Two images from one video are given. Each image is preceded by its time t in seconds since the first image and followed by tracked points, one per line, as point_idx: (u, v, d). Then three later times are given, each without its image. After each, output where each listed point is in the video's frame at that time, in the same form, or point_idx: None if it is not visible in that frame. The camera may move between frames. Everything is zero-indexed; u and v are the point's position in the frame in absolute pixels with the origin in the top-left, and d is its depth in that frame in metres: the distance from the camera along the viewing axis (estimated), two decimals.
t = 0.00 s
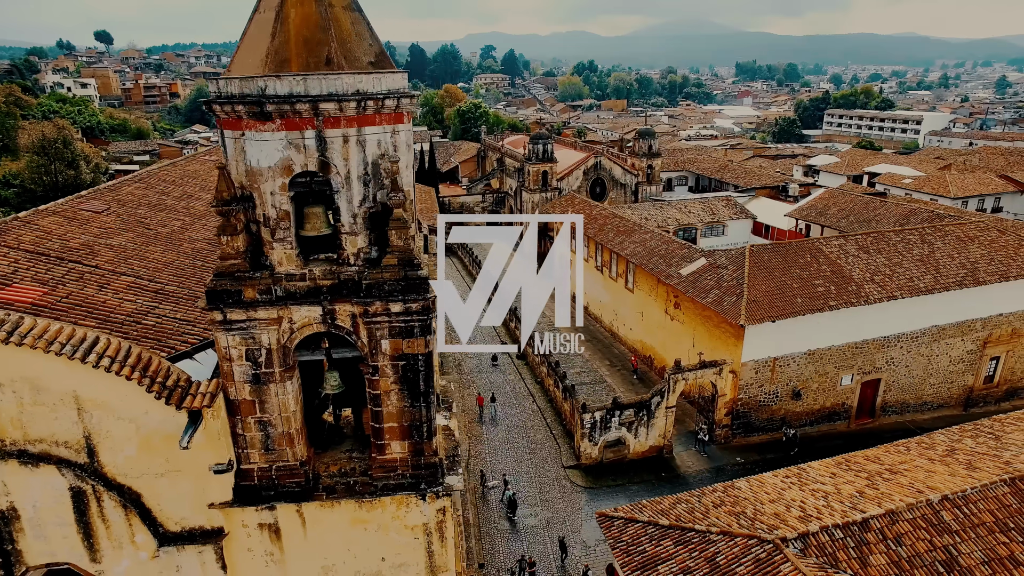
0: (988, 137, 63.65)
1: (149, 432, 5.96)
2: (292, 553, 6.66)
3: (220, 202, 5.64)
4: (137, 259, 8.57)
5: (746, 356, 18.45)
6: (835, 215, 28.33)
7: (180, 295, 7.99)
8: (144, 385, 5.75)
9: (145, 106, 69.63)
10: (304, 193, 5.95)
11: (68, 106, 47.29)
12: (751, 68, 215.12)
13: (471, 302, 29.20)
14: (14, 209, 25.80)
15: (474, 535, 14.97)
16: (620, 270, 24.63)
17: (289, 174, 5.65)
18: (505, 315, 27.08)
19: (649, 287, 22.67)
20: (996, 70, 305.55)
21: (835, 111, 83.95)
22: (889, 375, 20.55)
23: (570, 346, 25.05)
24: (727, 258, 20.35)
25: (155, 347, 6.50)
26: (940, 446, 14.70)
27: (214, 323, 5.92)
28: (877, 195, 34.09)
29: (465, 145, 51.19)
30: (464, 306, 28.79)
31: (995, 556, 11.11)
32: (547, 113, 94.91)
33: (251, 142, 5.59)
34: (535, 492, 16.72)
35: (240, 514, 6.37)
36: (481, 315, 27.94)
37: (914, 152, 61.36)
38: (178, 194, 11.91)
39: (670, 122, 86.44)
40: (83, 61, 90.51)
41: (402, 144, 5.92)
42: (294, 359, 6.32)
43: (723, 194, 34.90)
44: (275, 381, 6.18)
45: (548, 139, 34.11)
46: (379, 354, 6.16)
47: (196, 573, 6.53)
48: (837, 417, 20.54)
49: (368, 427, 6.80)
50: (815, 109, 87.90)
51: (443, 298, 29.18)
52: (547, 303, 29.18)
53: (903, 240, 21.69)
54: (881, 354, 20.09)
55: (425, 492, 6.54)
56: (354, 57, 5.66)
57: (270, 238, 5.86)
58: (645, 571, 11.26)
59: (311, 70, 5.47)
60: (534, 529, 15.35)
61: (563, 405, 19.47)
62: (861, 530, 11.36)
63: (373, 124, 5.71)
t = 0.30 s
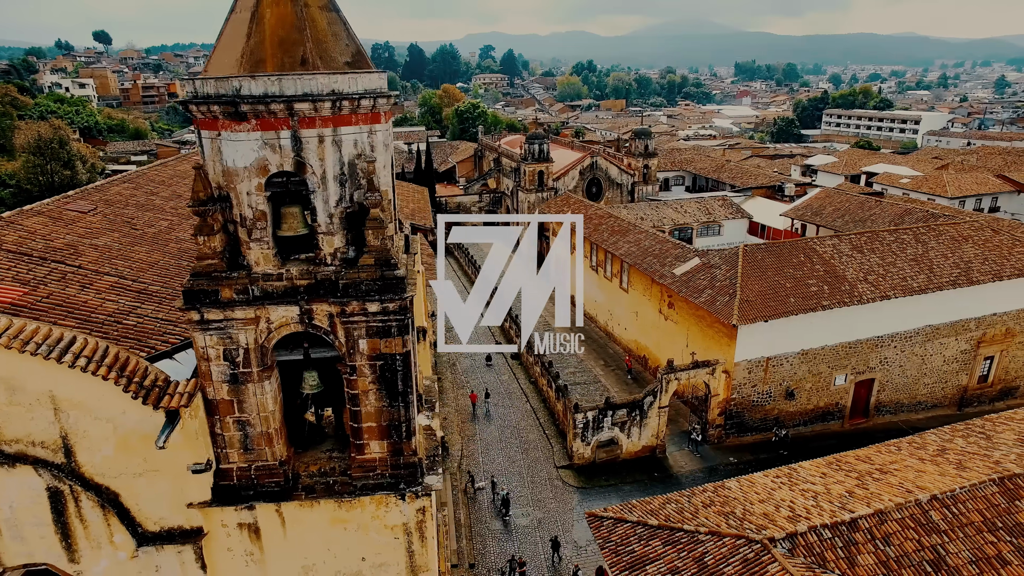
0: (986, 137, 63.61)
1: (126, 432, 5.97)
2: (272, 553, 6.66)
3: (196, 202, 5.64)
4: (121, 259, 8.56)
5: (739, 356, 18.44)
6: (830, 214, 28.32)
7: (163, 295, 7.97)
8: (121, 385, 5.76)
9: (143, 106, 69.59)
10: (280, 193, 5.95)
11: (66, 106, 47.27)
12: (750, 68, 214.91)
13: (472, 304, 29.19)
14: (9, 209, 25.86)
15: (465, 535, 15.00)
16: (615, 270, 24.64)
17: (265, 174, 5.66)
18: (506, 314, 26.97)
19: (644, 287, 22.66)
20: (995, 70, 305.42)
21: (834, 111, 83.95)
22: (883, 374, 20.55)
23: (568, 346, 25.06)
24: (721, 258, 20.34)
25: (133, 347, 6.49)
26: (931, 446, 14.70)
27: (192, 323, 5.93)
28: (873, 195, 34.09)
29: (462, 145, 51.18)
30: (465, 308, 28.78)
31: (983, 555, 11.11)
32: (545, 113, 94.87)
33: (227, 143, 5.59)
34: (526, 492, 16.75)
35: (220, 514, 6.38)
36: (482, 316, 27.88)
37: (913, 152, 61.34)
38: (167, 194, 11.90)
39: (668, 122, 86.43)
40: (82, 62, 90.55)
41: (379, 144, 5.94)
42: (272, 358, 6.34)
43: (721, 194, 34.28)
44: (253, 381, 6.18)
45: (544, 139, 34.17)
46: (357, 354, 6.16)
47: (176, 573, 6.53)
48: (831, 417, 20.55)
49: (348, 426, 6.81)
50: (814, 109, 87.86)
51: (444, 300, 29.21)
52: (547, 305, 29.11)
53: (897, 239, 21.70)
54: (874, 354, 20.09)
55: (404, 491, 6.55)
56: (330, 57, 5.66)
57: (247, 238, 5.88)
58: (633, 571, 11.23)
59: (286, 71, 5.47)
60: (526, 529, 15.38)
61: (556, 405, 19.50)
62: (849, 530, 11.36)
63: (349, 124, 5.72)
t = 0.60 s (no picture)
0: (985, 137, 63.58)
1: (103, 432, 5.97)
2: (251, 553, 6.67)
3: (172, 202, 5.64)
4: (106, 259, 8.55)
5: (732, 356, 18.44)
6: (826, 214, 28.30)
7: (146, 295, 7.95)
8: (97, 385, 5.76)
9: (142, 106, 69.58)
10: (257, 193, 5.96)
11: (64, 106, 47.27)
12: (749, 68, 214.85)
13: (473, 304, 29.19)
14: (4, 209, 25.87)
15: (456, 535, 15.02)
16: (609, 270, 24.64)
17: (241, 174, 5.66)
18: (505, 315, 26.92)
19: (638, 287, 22.65)
20: (995, 70, 305.29)
21: (832, 111, 83.94)
22: (877, 374, 20.54)
23: (562, 346, 25.04)
24: (714, 258, 20.34)
25: (112, 347, 6.50)
26: (922, 446, 14.70)
27: (168, 323, 5.94)
28: (869, 195, 34.09)
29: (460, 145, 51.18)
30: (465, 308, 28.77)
31: (971, 555, 11.11)
32: (544, 112, 94.87)
33: (202, 143, 5.60)
34: (519, 492, 16.75)
35: (198, 514, 6.38)
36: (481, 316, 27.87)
37: (911, 151, 61.29)
38: (155, 194, 11.89)
39: (667, 122, 86.44)
40: (81, 61, 90.63)
41: (356, 144, 5.95)
42: (250, 358, 6.35)
43: (715, 194, 34.52)
44: (231, 381, 6.19)
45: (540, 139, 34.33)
46: (334, 354, 6.17)
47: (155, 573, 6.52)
48: (825, 417, 20.55)
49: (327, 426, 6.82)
50: (813, 108, 87.77)
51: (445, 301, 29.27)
52: (545, 305, 29.07)
53: (890, 240, 21.70)
54: (868, 354, 20.08)
55: (382, 491, 6.56)
56: (305, 57, 5.66)
57: (223, 238, 5.89)
58: (621, 571, 11.22)
59: (261, 71, 5.47)
60: (517, 530, 15.39)
61: (549, 405, 19.50)
62: (838, 530, 11.36)
63: (325, 124, 5.72)
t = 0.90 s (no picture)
0: (983, 137, 63.57)
1: (79, 432, 5.98)
2: (231, 553, 6.68)
3: (147, 202, 5.64)
4: (90, 259, 8.55)
5: (725, 356, 18.43)
6: (821, 214, 28.28)
7: (129, 295, 7.95)
8: (72, 386, 5.77)
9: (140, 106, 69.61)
10: (233, 193, 5.96)
11: (62, 106, 47.31)
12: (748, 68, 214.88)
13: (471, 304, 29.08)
14: None
15: (447, 535, 15.03)
16: (604, 270, 24.64)
17: (216, 175, 5.66)
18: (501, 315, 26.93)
19: (632, 287, 22.64)
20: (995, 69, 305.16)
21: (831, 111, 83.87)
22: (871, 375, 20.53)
23: (557, 346, 25.04)
24: (708, 258, 20.35)
25: (91, 348, 6.50)
26: (913, 446, 14.70)
27: (145, 324, 5.94)
28: (865, 195, 34.08)
29: (458, 145, 51.18)
30: (462, 308, 28.65)
31: (958, 556, 11.12)
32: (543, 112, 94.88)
33: (178, 144, 5.60)
34: (511, 492, 16.76)
35: (177, 514, 6.38)
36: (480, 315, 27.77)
37: (910, 151, 61.26)
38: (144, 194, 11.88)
39: (666, 122, 86.39)
40: (79, 61, 90.70)
41: (332, 144, 5.96)
42: (228, 358, 6.36)
43: (711, 194, 34.53)
44: (208, 381, 6.20)
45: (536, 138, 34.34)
46: (311, 354, 6.20)
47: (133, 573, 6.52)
48: (819, 417, 20.54)
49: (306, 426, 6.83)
50: (811, 108, 87.72)
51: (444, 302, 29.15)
52: (540, 305, 29.10)
53: (884, 239, 21.69)
54: (861, 353, 20.07)
55: (361, 491, 6.56)
56: (280, 57, 5.66)
57: (200, 238, 5.89)
58: (609, 571, 11.21)
59: (235, 71, 5.47)
60: (508, 530, 15.40)
61: (542, 405, 19.50)
62: (826, 531, 11.35)
63: (300, 125, 5.73)
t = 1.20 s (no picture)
0: (981, 137, 63.56)
1: (55, 433, 6.04)
2: (209, 553, 6.67)
3: (123, 203, 5.64)
4: (73, 259, 8.54)
5: (717, 356, 18.42)
6: (817, 214, 28.27)
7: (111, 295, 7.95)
8: (47, 386, 5.82)
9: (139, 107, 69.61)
10: (208, 194, 5.96)
11: (59, 106, 47.30)
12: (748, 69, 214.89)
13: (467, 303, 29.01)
14: None
15: (437, 535, 15.05)
16: (599, 270, 24.62)
17: (191, 175, 5.66)
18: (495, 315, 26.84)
19: (626, 287, 22.63)
20: (995, 70, 305.00)
21: (830, 111, 83.83)
22: (864, 375, 20.52)
23: (550, 347, 24.99)
24: (701, 258, 20.34)
25: (68, 348, 6.52)
26: (904, 446, 14.71)
27: (121, 324, 5.94)
28: (862, 195, 34.08)
29: (455, 145, 51.15)
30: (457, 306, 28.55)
31: (945, 556, 11.12)
32: (542, 113, 94.81)
33: (152, 144, 5.60)
34: (502, 492, 16.77)
35: (155, 514, 6.38)
36: (475, 314, 27.68)
37: (908, 151, 61.24)
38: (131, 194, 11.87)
39: (665, 122, 86.36)
40: (78, 62, 90.72)
41: (308, 145, 5.98)
42: (205, 358, 6.35)
43: (708, 194, 34.52)
44: (185, 381, 6.19)
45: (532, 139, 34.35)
46: (288, 354, 6.23)
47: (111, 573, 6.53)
48: (812, 417, 20.53)
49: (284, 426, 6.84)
50: (810, 109, 87.66)
51: (439, 302, 29.06)
52: (535, 306, 29.07)
53: (878, 240, 21.69)
54: (854, 354, 20.06)
55: (339, 492, 6.57)
56: (255, 58, 5.66)
57: (175, 239, 5.90)
58: (596, 572, 11.20)
59: (209, 72, 5.47)
60: (499, 530, 15.41)
61: (534, 405, 19.51)
62: (814, 531, 11.35)
63: (275, 125, 5.73)
